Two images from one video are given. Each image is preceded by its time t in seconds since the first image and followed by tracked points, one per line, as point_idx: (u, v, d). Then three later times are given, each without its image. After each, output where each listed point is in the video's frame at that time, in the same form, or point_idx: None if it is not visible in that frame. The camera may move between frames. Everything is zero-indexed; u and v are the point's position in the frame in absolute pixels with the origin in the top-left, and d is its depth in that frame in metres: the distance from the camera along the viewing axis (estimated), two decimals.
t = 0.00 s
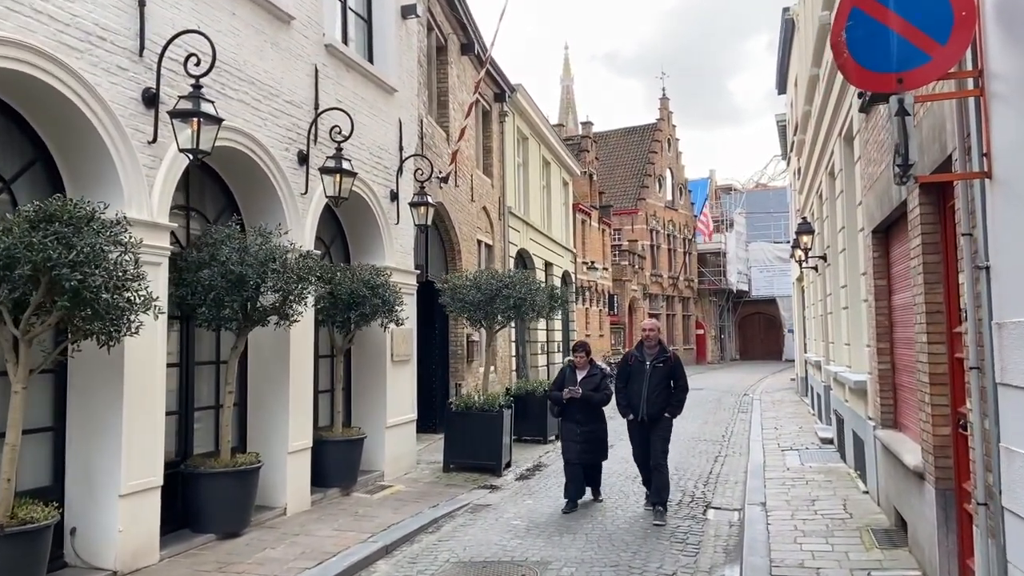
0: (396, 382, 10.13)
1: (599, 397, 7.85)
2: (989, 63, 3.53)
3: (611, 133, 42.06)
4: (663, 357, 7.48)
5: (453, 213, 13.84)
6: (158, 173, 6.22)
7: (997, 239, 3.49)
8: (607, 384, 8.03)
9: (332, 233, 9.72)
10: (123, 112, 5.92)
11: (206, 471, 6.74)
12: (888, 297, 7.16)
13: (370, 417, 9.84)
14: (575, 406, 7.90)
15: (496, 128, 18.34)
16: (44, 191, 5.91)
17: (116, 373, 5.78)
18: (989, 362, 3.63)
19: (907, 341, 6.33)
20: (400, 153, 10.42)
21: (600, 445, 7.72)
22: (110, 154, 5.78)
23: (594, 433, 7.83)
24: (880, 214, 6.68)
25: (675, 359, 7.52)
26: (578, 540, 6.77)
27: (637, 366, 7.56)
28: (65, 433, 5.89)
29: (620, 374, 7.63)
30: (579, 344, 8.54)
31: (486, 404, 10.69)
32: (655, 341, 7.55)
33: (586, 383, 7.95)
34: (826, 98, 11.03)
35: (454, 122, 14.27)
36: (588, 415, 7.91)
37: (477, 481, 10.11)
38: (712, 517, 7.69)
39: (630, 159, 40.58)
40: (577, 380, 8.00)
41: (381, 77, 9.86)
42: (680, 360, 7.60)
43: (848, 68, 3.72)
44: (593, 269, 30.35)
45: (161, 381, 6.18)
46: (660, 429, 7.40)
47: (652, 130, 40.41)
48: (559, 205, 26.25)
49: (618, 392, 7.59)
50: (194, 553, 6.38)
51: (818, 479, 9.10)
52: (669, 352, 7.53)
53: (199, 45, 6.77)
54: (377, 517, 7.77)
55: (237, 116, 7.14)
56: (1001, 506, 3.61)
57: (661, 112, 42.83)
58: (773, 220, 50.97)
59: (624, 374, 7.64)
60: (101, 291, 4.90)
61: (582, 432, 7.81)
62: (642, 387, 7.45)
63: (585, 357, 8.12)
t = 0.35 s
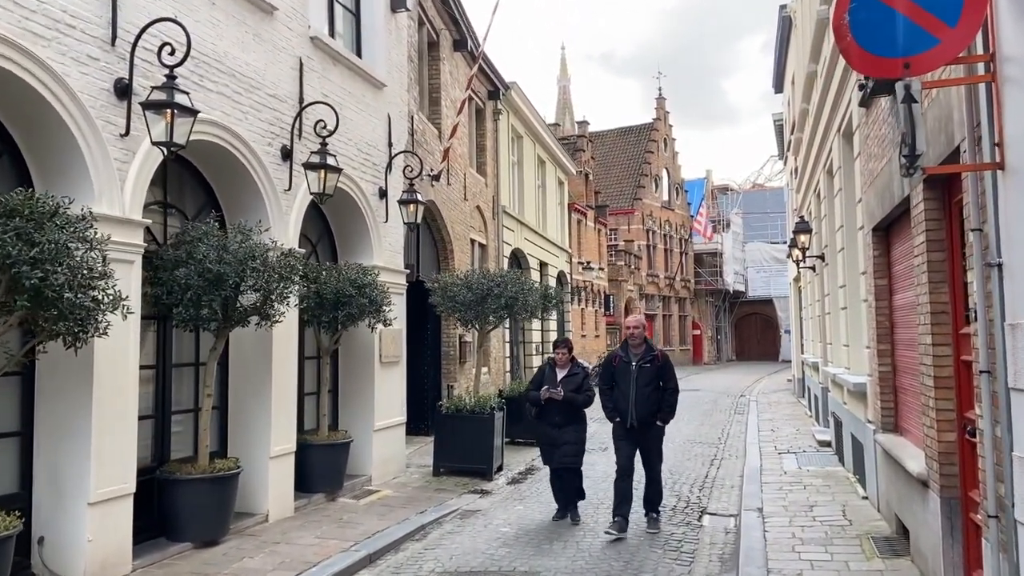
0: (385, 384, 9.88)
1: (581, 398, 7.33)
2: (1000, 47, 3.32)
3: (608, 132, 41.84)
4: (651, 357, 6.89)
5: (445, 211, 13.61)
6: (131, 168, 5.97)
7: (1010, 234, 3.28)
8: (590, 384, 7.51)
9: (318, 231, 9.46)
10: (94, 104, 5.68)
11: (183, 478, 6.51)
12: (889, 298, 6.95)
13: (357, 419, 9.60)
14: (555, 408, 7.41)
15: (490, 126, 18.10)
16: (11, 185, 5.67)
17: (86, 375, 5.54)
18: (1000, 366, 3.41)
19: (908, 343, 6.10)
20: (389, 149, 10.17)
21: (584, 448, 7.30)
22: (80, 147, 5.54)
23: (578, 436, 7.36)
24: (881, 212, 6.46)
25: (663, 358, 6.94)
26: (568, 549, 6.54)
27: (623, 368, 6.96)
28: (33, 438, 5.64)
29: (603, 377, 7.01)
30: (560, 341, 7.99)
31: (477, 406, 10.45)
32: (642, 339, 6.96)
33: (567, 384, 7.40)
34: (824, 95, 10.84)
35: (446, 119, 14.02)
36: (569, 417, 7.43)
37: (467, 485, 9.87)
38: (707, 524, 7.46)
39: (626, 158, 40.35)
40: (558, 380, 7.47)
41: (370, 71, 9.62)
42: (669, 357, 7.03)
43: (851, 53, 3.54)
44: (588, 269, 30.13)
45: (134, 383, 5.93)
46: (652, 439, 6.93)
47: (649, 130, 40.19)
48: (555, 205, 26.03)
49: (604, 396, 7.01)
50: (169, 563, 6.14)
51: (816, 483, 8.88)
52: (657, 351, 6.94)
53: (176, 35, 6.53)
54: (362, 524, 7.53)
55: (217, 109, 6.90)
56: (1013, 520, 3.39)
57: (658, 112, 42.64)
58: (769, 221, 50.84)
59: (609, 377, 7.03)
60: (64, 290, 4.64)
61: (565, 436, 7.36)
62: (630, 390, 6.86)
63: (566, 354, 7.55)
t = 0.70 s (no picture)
0: (370, 384, 9.61)
1: (562, 403, 6.51)
2: (1009, 17, 3.09)
3: (603, 131, 41.59)
4: (624, 355, 6.39)
5: (434, 208, 13.36)
6: (96, 158, 5.71)
7: (1018, 219, 3.05)
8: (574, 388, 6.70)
9: (300, 226, 9.21)
10: (56, 88, 5.40)
11: (153, 481, 6.25)
12: (887, 295, 6.73)
13: (341, 420, 9.34)
14: (534, 414, 6.58)
15: (482, 122, 17.85)
16: None
17: (46, 373, 5.28)
18: (1010, 361, 3.18)
19: (908, 339, 5.87)
20: (375, 142, 9.91)
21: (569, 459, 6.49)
22: (41, 133, 5.28)
23: (560, 445, 6.53)
24: (879, 204, 6.24)
25: (639, 356, 6.44)
26: (554, 554, 6.29)
27: (594, 367, 6.46)
28: None
29: (574, 378, 6.56)
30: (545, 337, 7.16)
31: (465, 406, 10.19)
32: (616, 335, 6.47)
33: (547, 386, 6.61)
34: (819, 88, 10.62)
35: (436, 113, 13.76)
36: (550, 425, 6.58)
37: (454, 488, 9.61)
38: (699, 528, 7.22)
39: (621, 157, 40.13)
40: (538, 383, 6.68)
41: (354, 62, 9.36)
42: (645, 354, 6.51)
43: (851, 26, 3.32)
44: (582, 268, 29.91)
45: (99, 383, 5.66)
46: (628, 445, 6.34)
47: (644, 128, 39.99)
48: (548, 203, 25.80)
49: (574, 401, 6.50)
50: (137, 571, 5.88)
51: (811, 485, 8.65)
52: (632, 348, 6.44)
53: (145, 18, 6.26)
54: (342, 529, 7.27)
55: (189, 98, 6.65)
56: None
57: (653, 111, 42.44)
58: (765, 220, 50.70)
59: (579, 378, 6.56)
60: (17, 284, 4.36)
61: (545, 447, 6.52)
62: (601, 391, 6.33)
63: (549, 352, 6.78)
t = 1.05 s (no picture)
0: (356, 386, 9.36)
1: (538, 414, 5.93)
2: None
3: (599, 130, 41.36)
4: (605, 364, 5.79)
5: (425, 206, 13.11)
6: (60, 152, 5.44)
7: None
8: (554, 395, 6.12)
9: (284, 224, 8.95)
10: (17, 77, 5.14)
11: (122, 488, 6.00)
12: (887, 295, 6.49)
13: (325, 423, 9.07)
14: (510, 425, 5.98)
15: (475, 119, 17.60)
16: None
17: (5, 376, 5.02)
18: None
19: (909, 341, 5.64)
20: (361, 138, 9.65)
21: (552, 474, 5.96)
22: None
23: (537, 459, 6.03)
24: (879, 200, 6.01)
25: (622, 365, 5.83)
26: (541, 565, 6.04)
27: (571, 376, 5.85)
28: None
29: (550, 387, 5.94)
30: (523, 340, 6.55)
31: (454, 409, 9.94)
32: (596, 342, 5.86)
33: (523, 394, 6.02)
34: (817, 83, 10.40)
35: (427, 109, 13.50)
36: (528, 438, 5.97)
37: (442, 492, 9.35)
38: (692, 535, 6.99)
39: (617, 156, 39.90)
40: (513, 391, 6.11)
41: (340, 55, 9.10)
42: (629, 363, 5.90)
43: (852, 5, 3.07)
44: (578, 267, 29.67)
45: (63, 386, 5.40)
46: (605, 460, 5.70)
47: (641, 127, 39.78)
48: (543, 202, 25.56)
49: (550, 412, 5.88)
50: None
51: (808, 490, 8.42)
52: (613, 356, 5.84)
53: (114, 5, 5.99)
54: (324, 537, 7.01)
55: (162, 89, 6.41)
56: None
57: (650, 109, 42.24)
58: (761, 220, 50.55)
59: (555, 386, 5.94)
60: None
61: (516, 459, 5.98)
62: (577, 406, 5.75)
63: (526, 355, 6.21)
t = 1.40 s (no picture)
0: (343, 385, 9.11)
1: (517, 413, 5.39)
2: None
3: (596, 129, 41.14)
4: (588, 358, 5.20)
5: (417, 202, 12.87)
6: (26, 140, 5.19)
7: None
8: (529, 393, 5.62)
9: (269, 218, 8.71)
10: None
11: (93, 492, 5.75)
12: (891, 291, 6.26)
13: (311, 423, 8.83)
14: (485, 426, 5.43)
15: (469, 115, 17.37)
16: None
17: None
18: None
19: (915, 339, 5.40)
20: (350, 130, 9.41)
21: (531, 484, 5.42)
22: None
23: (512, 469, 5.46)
24: (882, 191, 5.79)
25: (608, 358, 5.24)
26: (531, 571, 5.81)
27: (552, 372, 5.26)
28: None
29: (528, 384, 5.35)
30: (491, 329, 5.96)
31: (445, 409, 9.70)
32: (579, 333, 5.27)
33: (498, 393, 5.50)
34: (817, 76, 10.19)
35: (419, 103, 13.26)
36: (502, 440, 5.44)
37: (432, 494, 9.11)
38: (688, 539, 6.76)
39: (615, 154, 39.68)
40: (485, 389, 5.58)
41: (327, 45, 8.86)
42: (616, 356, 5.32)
43: None
44: (574, 266, 29.45)
45: (28, 385, 5.16)
46: (591, 467, 5.16)
47: (638, 126, 39.58)
48: (540, 200, 25.34)
49: (528, 412, 5.30)
50: None
51: (808, 492, 8.20)
52: (598, 349, 5.25)
53: None
54: (307, 541, 6.77)
55: (137, 76, 6.17)
56: None
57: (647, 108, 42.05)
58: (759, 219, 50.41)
59: (533, 383, 5.35)
60: None
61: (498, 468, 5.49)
62: (559, 404, 5.16)
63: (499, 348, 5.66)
